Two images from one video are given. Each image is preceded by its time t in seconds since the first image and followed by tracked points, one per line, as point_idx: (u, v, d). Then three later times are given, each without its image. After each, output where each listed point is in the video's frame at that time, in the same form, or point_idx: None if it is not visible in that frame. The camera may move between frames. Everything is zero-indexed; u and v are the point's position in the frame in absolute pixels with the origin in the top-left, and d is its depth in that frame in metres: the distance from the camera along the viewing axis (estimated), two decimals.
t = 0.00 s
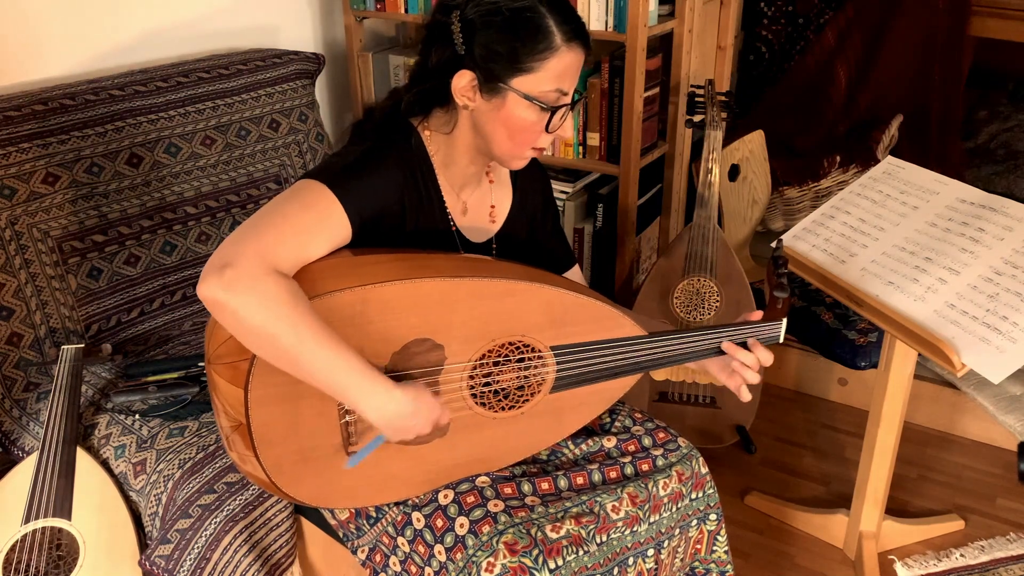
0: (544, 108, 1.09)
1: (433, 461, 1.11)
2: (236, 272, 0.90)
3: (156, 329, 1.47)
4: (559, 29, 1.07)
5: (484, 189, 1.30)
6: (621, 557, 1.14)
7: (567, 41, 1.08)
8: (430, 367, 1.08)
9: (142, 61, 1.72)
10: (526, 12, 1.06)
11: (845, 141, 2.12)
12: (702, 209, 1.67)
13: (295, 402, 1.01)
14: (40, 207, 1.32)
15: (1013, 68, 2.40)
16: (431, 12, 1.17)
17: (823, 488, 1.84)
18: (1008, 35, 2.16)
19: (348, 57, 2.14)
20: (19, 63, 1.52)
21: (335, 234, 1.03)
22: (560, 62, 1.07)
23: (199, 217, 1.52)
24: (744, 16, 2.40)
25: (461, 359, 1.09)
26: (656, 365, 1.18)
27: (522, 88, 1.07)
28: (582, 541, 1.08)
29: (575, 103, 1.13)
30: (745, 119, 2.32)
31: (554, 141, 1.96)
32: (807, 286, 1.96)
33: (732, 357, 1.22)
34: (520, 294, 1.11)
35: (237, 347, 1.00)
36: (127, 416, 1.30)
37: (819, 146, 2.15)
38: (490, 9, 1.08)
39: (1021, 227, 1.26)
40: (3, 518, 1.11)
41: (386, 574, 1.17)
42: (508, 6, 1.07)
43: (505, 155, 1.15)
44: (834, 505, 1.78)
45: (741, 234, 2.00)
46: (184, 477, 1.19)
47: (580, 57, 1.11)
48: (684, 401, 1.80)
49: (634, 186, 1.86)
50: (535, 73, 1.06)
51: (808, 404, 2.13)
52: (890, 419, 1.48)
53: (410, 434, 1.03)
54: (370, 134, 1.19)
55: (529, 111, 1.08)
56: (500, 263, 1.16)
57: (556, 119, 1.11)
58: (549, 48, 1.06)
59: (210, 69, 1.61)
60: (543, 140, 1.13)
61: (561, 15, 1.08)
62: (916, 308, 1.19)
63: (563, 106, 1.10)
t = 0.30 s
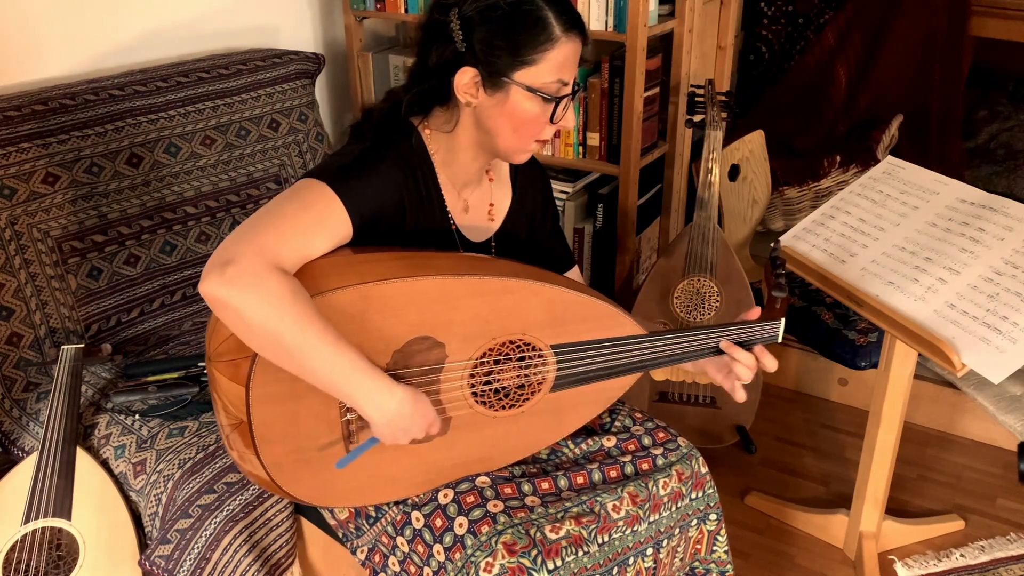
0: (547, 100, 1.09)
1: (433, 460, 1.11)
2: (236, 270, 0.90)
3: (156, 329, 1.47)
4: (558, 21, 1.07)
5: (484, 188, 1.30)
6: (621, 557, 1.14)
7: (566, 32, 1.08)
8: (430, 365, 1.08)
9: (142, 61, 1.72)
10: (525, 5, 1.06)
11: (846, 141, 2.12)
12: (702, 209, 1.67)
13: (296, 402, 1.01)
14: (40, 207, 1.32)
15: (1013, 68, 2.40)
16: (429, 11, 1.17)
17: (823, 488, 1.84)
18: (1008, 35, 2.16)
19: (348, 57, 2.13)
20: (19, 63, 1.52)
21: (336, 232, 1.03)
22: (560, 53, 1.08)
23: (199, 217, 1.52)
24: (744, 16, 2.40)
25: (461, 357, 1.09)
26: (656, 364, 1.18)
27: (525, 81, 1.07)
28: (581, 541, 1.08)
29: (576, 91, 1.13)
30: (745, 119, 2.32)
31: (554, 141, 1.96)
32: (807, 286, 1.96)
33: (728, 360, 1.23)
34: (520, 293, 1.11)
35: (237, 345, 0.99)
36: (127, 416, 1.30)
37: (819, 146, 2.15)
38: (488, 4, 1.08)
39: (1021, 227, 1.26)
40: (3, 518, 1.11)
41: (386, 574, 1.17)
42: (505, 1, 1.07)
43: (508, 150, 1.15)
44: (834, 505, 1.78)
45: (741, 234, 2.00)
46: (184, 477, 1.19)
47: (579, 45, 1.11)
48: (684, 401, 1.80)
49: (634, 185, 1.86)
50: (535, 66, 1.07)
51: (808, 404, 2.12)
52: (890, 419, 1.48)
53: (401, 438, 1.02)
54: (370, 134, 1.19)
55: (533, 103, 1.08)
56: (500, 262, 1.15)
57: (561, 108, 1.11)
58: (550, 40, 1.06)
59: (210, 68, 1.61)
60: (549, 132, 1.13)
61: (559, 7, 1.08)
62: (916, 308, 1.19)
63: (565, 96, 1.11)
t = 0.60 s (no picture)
0: (548, 102, 1.09)
1: (433, 460, 1.11)
2: (232, 273, 0.90)
3: (156, 329, 1.47)
4: (560, 25, 1.07)
5: (484, 188, 1.30)
6: (622, 556, 1.14)
7: (568, 36, 1.08)
8: (428, 367, 1.07)
9: (142, 61, 1.72)
10: (530, 8, 1.06)
11: (846, 141, 2.12)
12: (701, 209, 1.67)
13: (297, 403, 1.01)
14: (40, 207, 1.32)
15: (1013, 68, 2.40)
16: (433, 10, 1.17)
17: (823, 488, 1.84)
18: (1008, 35, 2.16)
19: (347, 57, 2.14)
20: (19, 63, 1.52)
21: (334, 233, 1.03)
22: (562, 57, 1.08)
23: (199, 217, 1.52)
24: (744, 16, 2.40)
25: (459, 358, 1.09)
26: (655, 362, 1.18)
27: (526, 83, 1.07)
28: (582, 541, 1.08)
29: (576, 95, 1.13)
30: (744, 119, 2.32)
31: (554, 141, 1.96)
32: (806, 286, 1.96)
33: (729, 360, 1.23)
34: (520, 293, 1.11)
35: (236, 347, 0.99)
36: (127, 416, 1.30)
37: (819, 146, 2.14)
38: (493, 5, 1.08)
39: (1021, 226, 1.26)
40: (3, 518, 1.11)
41: (386, 573, 1.17)
42: (510, 3, 1.07)
43: (505, 151, 1.15)
44: (834, 505, 1.78)
45: (741, 234, 2.00)
46: (184, 477, 1.19)
47: (581, 51, 1.11)
48: (685, 401, 1.80)
49: (634, 185, 1.86)
50: (536, 68, 1.07)
51: (808, 404, 2.12)
52: (890, 419, 1.48)
53: (389, 451, 1.00)
54: (369, 134, 1.19)
55: (534, 106, 1.09)
56: (500, 262, 1.16)
57: (560, 113, 1.11)
58: (552, 43, 1.07)
59: (210, 69, 1.61)
60: (547, 135, 1.13)
61: (563, 11, 1.08)
62: (916, 308, 1.19)
63: (566, 100, 1.11)
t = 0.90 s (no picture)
0: (554, 106, 1.09)
1: (433, 460, 1.11)
2: (236, 268, 0.90)
3: (156, 329, 1.47)
4: (567, 28, 1.07)
5: (485, 188, 1.30)
6: (621, 556, 1.14)
7: (575, 40, 1.08)
8: (431, 365, 1.08)
9: (142, 61, 1.72)
10: (537, 10, 1.06)
11: (845, 141, 2.12)
12: (701, 209, 1.67)
13: (297, 403, 1.01)
14: (40, 207, 1.32)
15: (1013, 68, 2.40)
16: (438, 13, 1.17)
17: (823, 488, 1.84)
18: (1008, 35, 2.16)
19: (348, 57, 2.14)
20: (19, 63, 1.52)
21: (338, 231, 1.03)
22: (569, 60, 1.08)
23: (199, 217, 1.52)
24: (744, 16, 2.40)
25: (462, 356, 1.09)
26: (656, 365, 1.18)
27: (534, 87, 1.08)
28: (581, 542, 1.08)
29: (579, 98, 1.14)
30: (744, 119, 2.32)
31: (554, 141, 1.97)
32: (806, 286, 1.96)
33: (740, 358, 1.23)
34: (520, 293, 1.11)
35: (239, 343, 0.99)
36: (127, 416, 1.30)
37: (819, 146, 2.14)
38: (500, 8, 1.08)
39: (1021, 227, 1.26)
40: (3, 518, 1.11)
41: (385, 574, 1.17)
42: (518, 5, 1.07)
43: (506, 152, 1.15)
44: (834, 505, 1.78)
45: (741, 234, 2.00)
46: (184, 477, 1.19)
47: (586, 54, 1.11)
48: (684, 401, 1.80)
49: (634, 185, 1.86)
50: (545, 71, 1.07)
51: (807, 404, 2.13)
52: (890, 419, 1.48)
53: (408, 433, 1.03)
54: (370, 134, 1.19)
55: (540, 108, 1.09)
56: (500, 262, 1.16)
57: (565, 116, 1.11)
58: (559, 46, 1.07)
59: (210, 68, 1.61)
60: (552, 137, 1.14)
61: (570, 14, 1.08)
62: (916, 308, 1.19)
63: (571, 103, 1.11)
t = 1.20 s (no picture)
0: (555, 110, 1.09)
1: (433, 460, 1.11)
2: (239, 268, 0.90)
3: (156, 329, 1.47)
4: (570, 33, 1.07)
5: (485, 189, 1.30)
6: (622, 556, 1.14)
7: (579, 45, 1.08)
8: (430, 367, 1.08)
9: (142, 61, 1.72)
10: (540, 16, 1.06)
11: (845, 141, 2.12)
12: (702, 209, 1.66)
13: (297, 403, 1.01)
14: (40, 207, 1.32)
15: (1013, 68, 2.40)
16: (442, 12, 1.17)
17: (823, 488, 1.84)
18: (1008, 35, 2.16)
19: (348, 57, 2.14)
20: (19, 63, 1.52)
21: (340, 232, 1.03)
22: (570, 66, 1.08)
23: (199, 217, 1.52)
24: (744, 16, 2.40)
25: (461, 357, 1.09)
26: (656, 365, 1.18)
27: (535, 91, 1.08)
28: (581, 542, 1.08)
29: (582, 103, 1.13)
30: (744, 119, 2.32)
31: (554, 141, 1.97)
32: (806, 286, 1.96)
33: (734, 362, 1.23)
34: (520, 294, 1.11)
35: (239, 344, 0.99)
36: (127, 416, 1.30)
37: (819, 146, 2.14)
38: (504, 11, 1.07)
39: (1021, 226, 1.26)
40: (3, 518, 1.11)
41: (385, 574, 1.17)
42: (522, 9, 1.07)
43: (506, 153, 1.15)
44: (834, 505, 1.78)
45: (742, 234, 2.00)
46: (184, 477, 1.19)
47: (589, 60, 1.11)
48: (684, 401, 1.80)
49: (634, 186, 1.86)
50: (546, 76, 1.07)
51: (808, 404, 2.12)
52: (890, 419, 1.48)
53: (405, 435, 1.02)
54: (369, 133, 1.19)
55: (540, 113, 1.09)
56: (500, 262, 1.16)
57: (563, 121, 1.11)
58: (562, 52, 1.07)
59: (210, 68, 1.61)
60: (552, 141, 1.14)
61: (574, 19, 1.08)
62: (916, 308, 1.19)
63: (572, 109, 1.11)
